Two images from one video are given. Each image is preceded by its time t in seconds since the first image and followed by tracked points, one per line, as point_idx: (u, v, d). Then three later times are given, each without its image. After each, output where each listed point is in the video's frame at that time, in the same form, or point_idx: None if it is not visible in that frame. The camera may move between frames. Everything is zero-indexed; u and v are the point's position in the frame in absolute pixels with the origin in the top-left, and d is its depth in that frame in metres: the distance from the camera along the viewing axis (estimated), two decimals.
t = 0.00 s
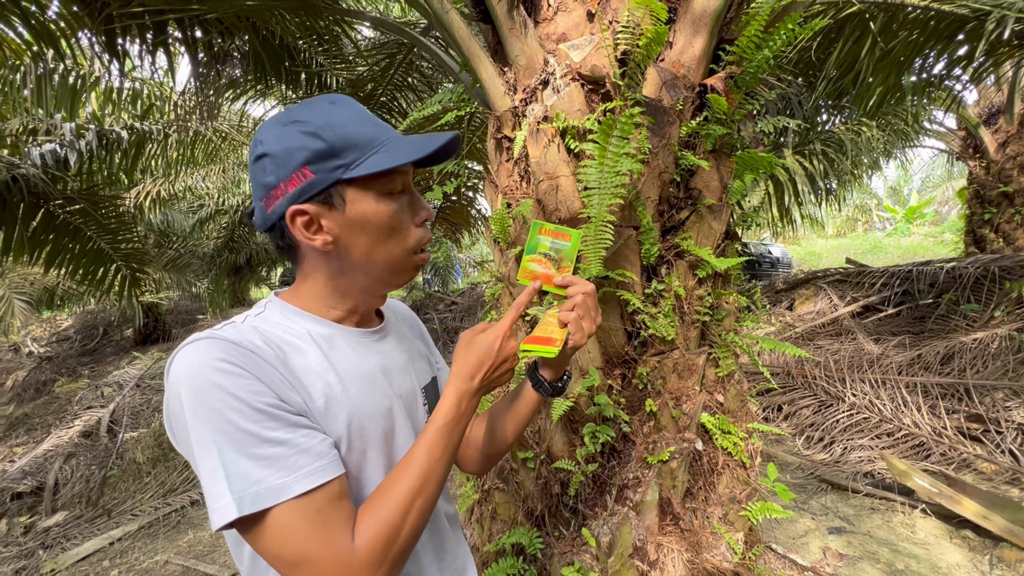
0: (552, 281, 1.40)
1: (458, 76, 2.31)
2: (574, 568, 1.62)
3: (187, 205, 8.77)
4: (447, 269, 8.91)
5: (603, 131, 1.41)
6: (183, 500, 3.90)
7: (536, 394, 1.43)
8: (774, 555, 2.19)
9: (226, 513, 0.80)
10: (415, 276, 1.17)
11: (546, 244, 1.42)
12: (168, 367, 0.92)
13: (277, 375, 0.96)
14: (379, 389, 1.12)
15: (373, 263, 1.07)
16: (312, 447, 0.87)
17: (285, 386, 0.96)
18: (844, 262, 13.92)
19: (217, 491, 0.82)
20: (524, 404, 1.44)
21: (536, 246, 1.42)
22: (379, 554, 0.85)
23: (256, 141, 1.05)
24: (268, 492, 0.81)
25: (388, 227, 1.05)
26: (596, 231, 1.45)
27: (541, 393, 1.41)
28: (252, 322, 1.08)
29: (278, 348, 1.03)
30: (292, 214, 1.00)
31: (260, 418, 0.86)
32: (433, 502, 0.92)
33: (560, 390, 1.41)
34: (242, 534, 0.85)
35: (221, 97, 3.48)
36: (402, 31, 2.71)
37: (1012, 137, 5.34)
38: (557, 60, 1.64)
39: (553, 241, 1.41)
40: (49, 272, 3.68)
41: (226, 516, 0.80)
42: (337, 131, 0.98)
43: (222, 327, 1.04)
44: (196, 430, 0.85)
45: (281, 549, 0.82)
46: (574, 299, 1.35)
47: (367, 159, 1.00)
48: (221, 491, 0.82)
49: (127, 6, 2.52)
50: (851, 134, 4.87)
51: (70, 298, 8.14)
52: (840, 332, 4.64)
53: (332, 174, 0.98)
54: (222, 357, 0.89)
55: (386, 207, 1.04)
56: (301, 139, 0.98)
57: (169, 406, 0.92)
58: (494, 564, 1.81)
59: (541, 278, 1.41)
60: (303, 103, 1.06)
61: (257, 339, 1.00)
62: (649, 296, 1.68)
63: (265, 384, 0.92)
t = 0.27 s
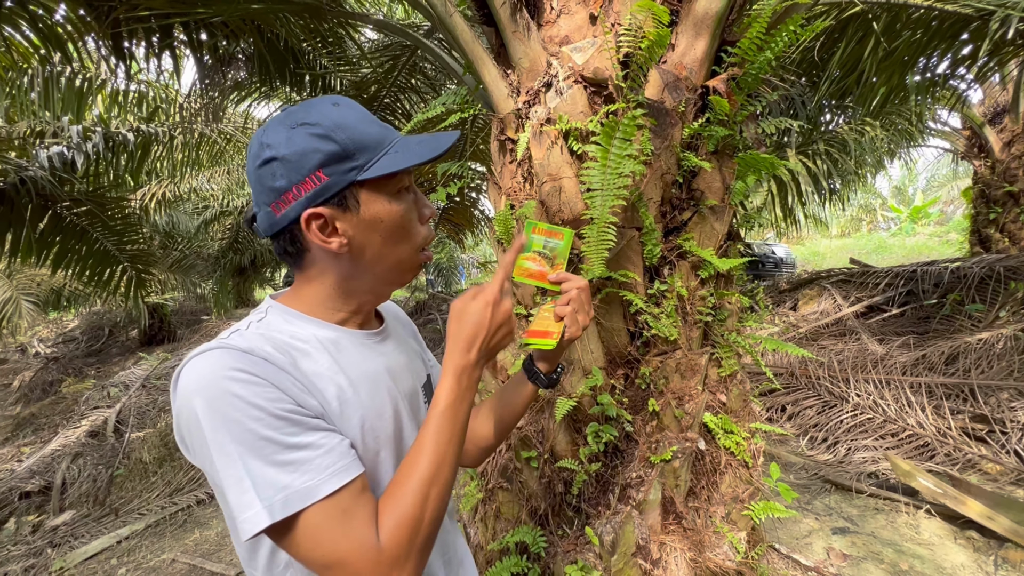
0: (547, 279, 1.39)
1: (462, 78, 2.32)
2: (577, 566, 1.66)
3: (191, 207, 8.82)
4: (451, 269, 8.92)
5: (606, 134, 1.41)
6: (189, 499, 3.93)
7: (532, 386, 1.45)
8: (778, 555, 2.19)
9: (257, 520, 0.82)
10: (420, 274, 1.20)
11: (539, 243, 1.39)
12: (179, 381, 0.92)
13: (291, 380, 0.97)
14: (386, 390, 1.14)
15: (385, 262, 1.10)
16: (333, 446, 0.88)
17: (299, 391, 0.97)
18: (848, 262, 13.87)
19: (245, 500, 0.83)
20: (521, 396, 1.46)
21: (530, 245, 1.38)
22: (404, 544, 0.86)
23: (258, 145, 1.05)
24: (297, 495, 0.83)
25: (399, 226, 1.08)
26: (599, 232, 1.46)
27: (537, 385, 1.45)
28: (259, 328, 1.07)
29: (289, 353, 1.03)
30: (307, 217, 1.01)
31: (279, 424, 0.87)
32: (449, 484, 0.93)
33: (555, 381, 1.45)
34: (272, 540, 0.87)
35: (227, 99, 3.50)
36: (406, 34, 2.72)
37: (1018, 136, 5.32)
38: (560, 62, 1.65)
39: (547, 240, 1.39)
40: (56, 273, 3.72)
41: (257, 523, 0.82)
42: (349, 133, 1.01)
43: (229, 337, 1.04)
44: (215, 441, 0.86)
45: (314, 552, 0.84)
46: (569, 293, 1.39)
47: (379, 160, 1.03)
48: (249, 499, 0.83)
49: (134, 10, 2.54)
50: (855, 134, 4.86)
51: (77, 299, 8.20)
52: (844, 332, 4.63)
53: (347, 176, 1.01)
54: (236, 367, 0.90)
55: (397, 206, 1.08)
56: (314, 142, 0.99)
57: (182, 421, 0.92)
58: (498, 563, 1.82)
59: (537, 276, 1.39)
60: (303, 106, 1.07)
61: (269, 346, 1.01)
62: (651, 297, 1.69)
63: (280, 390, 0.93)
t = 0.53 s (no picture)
0: (542, 275, 1.39)
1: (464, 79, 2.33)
2: (581, 566, 1.67)
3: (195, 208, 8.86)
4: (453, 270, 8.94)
5: (608, 135, 1.41)
6: (194, 499, 3.95)
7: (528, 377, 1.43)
8: (780, 555, 2.19)
9: (275, 518, 0.83)
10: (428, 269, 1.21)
11: (534, 241, 1.39)
12: (194, 381, 0.93)
13: (305, 378, 0.98)
14: (395, 387, 1.14)
15: (396, 256, 1.11)
16: (349, 444, 0.89)
17: (313, 388, 0.98)
18: (852, 262, 13.85)
19: (262, 499, 0.84)
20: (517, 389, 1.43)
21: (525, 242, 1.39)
22: (421, 543, 0.86)
23: (269, 144, 1.05)
24: (312, 494, 0.84)
25: (409, 220, 1.10)
26: (601, 233, 1.47)
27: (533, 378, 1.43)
28: (270, 326, 1.08)
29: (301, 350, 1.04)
30: (321, 212, 1.02)
31: (293, 423, 0.88)
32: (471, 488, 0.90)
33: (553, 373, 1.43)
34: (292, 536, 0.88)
35: (230, 101, 3.52)
36: (409, 35, 2.73)
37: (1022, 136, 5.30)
38: (562, 64, 1.66)
39: (541, 237, 1.40)
40: (62, 275, 3.74)
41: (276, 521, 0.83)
42: (361, 129, 1.02)
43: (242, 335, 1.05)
44: (231, 441, 0.87)
45: (332, 547, 0.84)
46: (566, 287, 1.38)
47: (390, 156, 1.05)
48: (267, 499, 0.84)
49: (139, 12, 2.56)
50: (858, 134, 4.86)
51: (82, 300, 8.24)
52: (847, 332, 4.62)
53: (359, 171, 1.02)
54: (250, 366, 0.91)
55: (408, 201, 1.10)
56: (327, 138, 1.00)
57: (197, 420, 0.93)
58: (501, 562, 1.83)
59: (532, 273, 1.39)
60: (312, 105, 1.08)
61: (282, 343, 1.01)
62: (653, 297, 1.69)
63: (294, 388, 0.94)
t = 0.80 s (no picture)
0: (543, 275, 1.44)
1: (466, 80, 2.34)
2: (582, 566, 1.67)
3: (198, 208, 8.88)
4: (455, 270, 8.95)
5: (609, 136, 1.41)
6: (196, 498, 3.97)
7: (531, 376, 1.46)
8: (782, 555, 2.19)
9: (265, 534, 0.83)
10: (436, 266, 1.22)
11: (534, 242, 1.45)
12: (211, 378, 0.93)
13: (318, 386, 0.98)
14: (406, 393, 1.14)
15: (405, 253, 1.12)
16: (349, 469, 0.90)
17: (325, 398, 0.98)
18: (854, 262, 13.82)
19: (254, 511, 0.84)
20: (521, 387, 1.46)
21: (524, 243, 1.44)
22: None
23: (281, 143, 1.07)
24: (299, 515, 0.85)
25: (418, 217, 1.10)
26: (603, 233, 1.47)
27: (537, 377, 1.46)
28: (285, 325, 1.07)
29: (314, 353, 1.03)
30: (331, 208, 1.03)
31: (303, 436, 0.88)
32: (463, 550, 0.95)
33: (557, 373, 1.46)
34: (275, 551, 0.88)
35: (233, 102, 3.53)
36: (410, 36, 2.74)
37: None
38: (563, 65, 1.66)
39: (541, 238, 1.45)
40: (65, 275, 3.76)
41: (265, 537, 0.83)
42: (370, 126, 1.03)
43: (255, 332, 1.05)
44: (242, 447, 0.87)
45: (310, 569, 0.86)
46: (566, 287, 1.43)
47: (398, 152, 1.06)
48: (260, 511, 0.84)
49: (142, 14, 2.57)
50: (860, 134, 4.85)
51: (85, 301, 8.27)
52: (850, 332, 4.61)
53: (368, 167, 1.03)
54: (270, 372, 0.91)
55: (416, 197, 1.10)
56: (337, 135, 1.01)
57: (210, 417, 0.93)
58: (502, 562, 1.83)
59: (533, 273, 1.44)
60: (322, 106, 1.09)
61: (297, 346, 1.01)
62: (655, 297, 1.69)
63: (308, 397, 0.94)
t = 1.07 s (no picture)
0: (542, 267, 1.46)
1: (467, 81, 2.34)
2: (583, 566, 1.67)
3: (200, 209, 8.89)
4: (456, 271, 8.96)
5: (611, 136, 1.41)
6: (198, 498, 3.98)
7: (534, 367, 1.48)
8: (784, 556, 2.19)
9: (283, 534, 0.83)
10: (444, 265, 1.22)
11: (531, 235, 1.47)
12: (233, 373, 0.93)
13: (337, 388, 0.98)
14: (416, 394, 1.14)
15: (412, 251, 1.12)
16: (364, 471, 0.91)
17: (343, 399, 0.98)
18: (855, 263, 13.80)
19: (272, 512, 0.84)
20: (525, 379, 1.48)
21: (521, 237, 1.46)
22: None
23: (288, 145, 1.07)
24: (315, 516, 0.85)
25: (425, 215, 1.11)
26: (604, 233, 1.47)
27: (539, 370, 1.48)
28: (301, 324, 1.07)
29: (330, 352, 1.04)
30: (338, 207, 1.03)
31: (324, 437, 0.89)
32: None
33: (559, 363, 1.48)
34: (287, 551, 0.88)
35: (235, 102, 3.54)
36: (412, 36, 2.74)
37: None
38: (565, 65, 1.67)
39: (538, 231, 1.47)
40: (67, 275, 3.77)
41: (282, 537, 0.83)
42: (377, 126, 1.03)
43: (271, 330, 1.04)
44: (263, 446, 0.86)
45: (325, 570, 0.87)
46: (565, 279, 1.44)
47: (405, 150, 1.06)
48: (278, 511, 0.84)
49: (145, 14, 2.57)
50: (862, 134, 4.84)
51: (87, 301, 8.29)
52: (851, 333, 4.60)
53: (375, 166, 1.03)
54: (293, 372, 0.91)
55: (423, 195, 1.10)
56: (344, 135, 1.02)
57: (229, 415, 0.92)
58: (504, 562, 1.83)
59: (532, 266, 1.46)
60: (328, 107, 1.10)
61: (315, 346, 1.01)
62: (657, 297, 1.69)
63: (327, 397, 0.94)
